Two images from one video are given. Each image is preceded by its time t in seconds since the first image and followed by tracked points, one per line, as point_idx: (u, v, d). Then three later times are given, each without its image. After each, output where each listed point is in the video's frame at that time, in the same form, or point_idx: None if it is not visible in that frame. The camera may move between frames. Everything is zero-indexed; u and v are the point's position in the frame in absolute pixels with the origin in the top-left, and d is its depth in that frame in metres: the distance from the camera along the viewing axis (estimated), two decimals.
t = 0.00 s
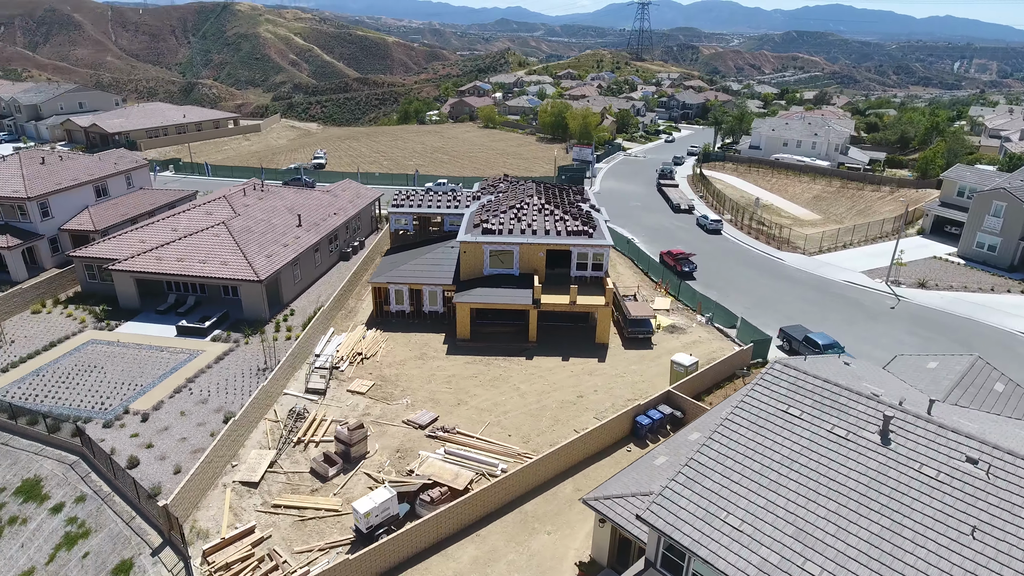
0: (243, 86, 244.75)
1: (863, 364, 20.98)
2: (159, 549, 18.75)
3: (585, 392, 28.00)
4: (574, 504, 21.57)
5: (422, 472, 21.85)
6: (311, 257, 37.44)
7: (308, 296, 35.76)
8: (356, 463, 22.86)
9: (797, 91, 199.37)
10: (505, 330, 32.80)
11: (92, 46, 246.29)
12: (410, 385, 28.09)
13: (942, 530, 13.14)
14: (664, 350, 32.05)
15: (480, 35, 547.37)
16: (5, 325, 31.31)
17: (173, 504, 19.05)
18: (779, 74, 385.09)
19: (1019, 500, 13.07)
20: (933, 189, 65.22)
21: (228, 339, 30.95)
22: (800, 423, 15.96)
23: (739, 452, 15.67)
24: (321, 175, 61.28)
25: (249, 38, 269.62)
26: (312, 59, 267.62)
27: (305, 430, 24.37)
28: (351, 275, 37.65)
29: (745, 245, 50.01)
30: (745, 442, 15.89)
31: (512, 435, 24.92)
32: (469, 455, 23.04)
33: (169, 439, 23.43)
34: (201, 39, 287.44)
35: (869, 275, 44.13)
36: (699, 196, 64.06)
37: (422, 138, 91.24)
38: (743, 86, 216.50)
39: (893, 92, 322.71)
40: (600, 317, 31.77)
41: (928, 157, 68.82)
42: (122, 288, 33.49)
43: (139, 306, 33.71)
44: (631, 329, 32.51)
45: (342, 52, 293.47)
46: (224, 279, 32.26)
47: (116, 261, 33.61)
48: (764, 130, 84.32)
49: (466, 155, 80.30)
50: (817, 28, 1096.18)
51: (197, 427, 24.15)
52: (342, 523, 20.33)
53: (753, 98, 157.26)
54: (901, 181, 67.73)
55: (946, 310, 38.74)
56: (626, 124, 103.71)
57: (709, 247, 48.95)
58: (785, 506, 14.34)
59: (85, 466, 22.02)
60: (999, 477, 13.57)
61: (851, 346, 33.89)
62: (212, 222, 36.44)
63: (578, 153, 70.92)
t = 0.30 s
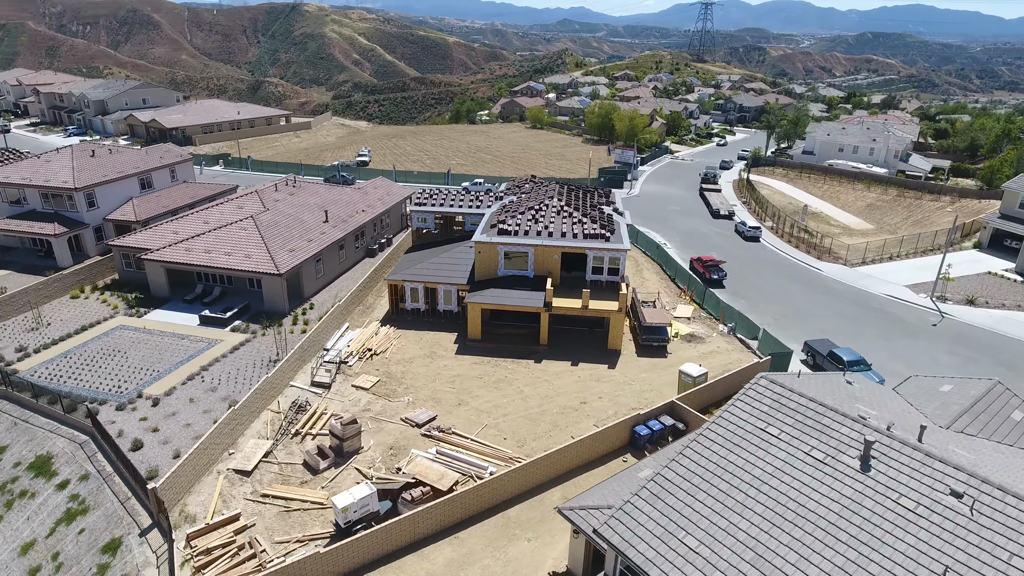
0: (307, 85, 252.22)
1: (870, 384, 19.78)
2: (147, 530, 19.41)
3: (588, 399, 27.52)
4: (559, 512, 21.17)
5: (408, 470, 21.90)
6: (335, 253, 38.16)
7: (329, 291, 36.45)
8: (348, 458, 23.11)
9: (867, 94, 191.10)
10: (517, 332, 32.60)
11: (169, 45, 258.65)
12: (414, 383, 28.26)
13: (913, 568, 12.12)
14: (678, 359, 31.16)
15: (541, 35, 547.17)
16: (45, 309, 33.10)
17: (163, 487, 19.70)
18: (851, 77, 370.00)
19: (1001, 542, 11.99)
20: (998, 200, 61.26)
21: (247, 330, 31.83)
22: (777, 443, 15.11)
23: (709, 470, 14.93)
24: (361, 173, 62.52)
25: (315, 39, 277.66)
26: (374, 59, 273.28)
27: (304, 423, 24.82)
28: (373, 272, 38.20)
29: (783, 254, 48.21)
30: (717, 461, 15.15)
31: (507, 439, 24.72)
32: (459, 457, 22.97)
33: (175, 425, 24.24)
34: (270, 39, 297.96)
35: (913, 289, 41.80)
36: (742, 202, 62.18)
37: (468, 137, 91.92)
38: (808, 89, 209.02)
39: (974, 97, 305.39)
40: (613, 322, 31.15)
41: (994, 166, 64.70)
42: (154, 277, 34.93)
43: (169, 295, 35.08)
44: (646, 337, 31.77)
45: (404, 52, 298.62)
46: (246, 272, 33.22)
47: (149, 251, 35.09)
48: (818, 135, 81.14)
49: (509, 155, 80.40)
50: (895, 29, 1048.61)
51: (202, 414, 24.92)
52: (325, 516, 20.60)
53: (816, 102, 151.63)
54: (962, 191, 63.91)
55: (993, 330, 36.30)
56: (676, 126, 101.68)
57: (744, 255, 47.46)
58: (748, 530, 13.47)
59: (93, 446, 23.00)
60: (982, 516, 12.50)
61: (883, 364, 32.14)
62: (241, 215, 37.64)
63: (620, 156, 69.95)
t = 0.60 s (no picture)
0: (357, 84, 257.05)
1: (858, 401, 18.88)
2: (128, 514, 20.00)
3: (582, 405, 27.12)
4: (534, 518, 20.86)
5: (386, 469, 21.98)
6: (348, 250, 38.69)
7: (340, 288, 36.97)
8: (331, 454, 23.33)
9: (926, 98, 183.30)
10: (520, 334, 32.36)
11: (226, 45, 267.39)
12: (409, 381, 28.35)
13: None
14: (682, 367, 30.41)
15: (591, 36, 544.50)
16: (68, 297, 34.48)
17: (146, 474, 20.28)
18: (913, 79, 355.85)
19: None
20: None
21: (254, 323, 32.49)
22: (735, 459, 14.47)
23: (662, 485, 14.43)
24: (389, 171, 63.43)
25: (366, 39, 282.66)
26: (423, 58, 276.48)
27: (294, 417, 25.16)
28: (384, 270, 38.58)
29: (810, 263, 46.68)
30: (671, 475, 14.62)
31: (493, 442, 24.54)
32: (440, 457, 22.92)
33: (170, 414, 24.89)
34: (323, 39, 304.74)
35: (944, 303, 39.85)
36: (774, 207, 60.45)
37: (503, 137, 92.04)
38: (864, 91, 201.74)
39: None
40: (615, 328, 30.60)
41: None
42: (172, 269, 36.03)
43: (185, 287, 36.10)
44: (650, 343, 31.12)
45: (452, 52, 301.06)
46: (257, 267, 33.96)
47: (169, 243, 36.20)
48: (862, 140, 78.25)
49: (541, 156, 80.16)
50: (964, 30, 1003.45)
51: (198, 404, 25.53)
52: (300, 510, 20.81)
53: (870, 105, 146.32)
54: (1013, 201, 60.61)
55: None
56: (716, 128, 99.59)
57: (768, 263, 46.12)
58: (692, 548, 12.91)
59: (91, 431, 23.82)
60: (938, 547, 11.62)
61: (900, 381, 30.69)
62: (259, 211, 38.50)
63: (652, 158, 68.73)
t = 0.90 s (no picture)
0: (398, 84, 260.51)
1: (835, 417, 18.10)
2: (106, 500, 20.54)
3: (569, 409, 26.78)
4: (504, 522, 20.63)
5: (359, 466, 22.05)
6: (356, 247, 39.06)
7: (345, 285, 37.36)
8: (311, 449, 23.52)
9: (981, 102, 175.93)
10: (516, 335, 32.18)
11: (273, 45, 274.23)
12: (399, 380, 28.45)
13: None
14: (678, 374, 29.76)
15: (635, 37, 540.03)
16: (84, 287, 35.69)
17: (124, 462, 20.78)
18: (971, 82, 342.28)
19: None
20: None
21: (256, 317, 33.05)
22: (682, 471, 14.00)
23: (605, 496, 14.08)
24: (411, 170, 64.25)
25: (408, 39, 286.07)
26: (464, 59, 278.06)
27: (281, 411, 25.50)
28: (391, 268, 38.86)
29: (830, 271, 45.23)
30: (616, 486, 14.24)
31: (473, 444, 24.39)
32: (415, 457, 22.91)
33: (162, 403, 25.47)
34: (366, 39, 309.49)
35: (968, 316, 38.07)
36: (800, 212, 58.74)
37: (531, 137, 91.89)
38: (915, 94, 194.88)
39: None
40: (611, 332, 30.15)
41: None
42: (184, 262, 36.92)
43: (196, 280, 36.95)
44: (647, 349, 30.55)
45: (493, 53, 301.95)
46: (263, 262, 34.58)
47: (182, 237, 37.17)
48: (900, 144, 75.48)
49: (567, 157, 79.75)
50: None
51: (190, 395, 26.08)
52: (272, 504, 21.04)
53: (918, 109, 141.16)
54: None
55: None
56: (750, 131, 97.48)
57: (785, 269, 44.89)
58: (623, 562, 12.53)
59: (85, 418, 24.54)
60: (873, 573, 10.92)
61: (908, 397, 29.46)
62: (270, 207, 39.22)
63: (677, 160, 67.45)
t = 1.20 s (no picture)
0: (438, 84, 262.83)
1: (808, 431, 17.40)
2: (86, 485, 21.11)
3: (555, 412, 26.52)
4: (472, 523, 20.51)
5: (334, 462, 22.19)
6: (363, 245, 39.42)
7: (350, 282, 37.74)
8: (292, 443, 23.81)
9: None
10: (512, 337, 32.05)
11: (317, 45, 279.90)
12: (389, 378, 28.62)
13: None
14: (672, 381, 29.16)
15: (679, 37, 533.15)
16: (100, 278, 36.85)
17: (106, 449, 21.34)
18: None
19: None
20: None
21: (258, 311, 33.63)
22: (623, 481, 13.64)
23: (543, 503, 13.81)
24: (427, 168, 65.42)
25: (449, 39, 288.23)
26: (504, 59, 278.39)
27: (268, 405, 25.88)
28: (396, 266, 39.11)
29: (850, 279, 43.82)
30: (556, 493, 13.97)
31: (453, 444, 24.35)
32: (391, 455, 22.98)
33: (155, 393, 26.11)
34: (408, 40, 312.90)
35: (992, 329, 36.36)
36: (825, 218, 57.08)
37: (559, 138, 91.57)
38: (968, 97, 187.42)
39: None
40: (605, 337, 29.70)
41: None
42: (195, 256, 37.79)
43: (206, 274, 37.78)
44: (642, 354, 30.02)
45: (533, 53, 301.51)
46: (268, 257, 35.18)
47: (194, 231, 38.06)
48: (940, 149, 72.63)
49: (592, 158, 79.26)
50: None
51: (182, 386, 26.67)
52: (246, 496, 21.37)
53: (969, 113, 135.71)
54: None
55: None
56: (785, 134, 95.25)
57: (802, 277, 43.66)
58: (548, 572, 12.26)
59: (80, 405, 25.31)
60: None
61: (913, 411, 28.29)
62: (281, 203, 39.88)
63: (702, 163, 66.30)
